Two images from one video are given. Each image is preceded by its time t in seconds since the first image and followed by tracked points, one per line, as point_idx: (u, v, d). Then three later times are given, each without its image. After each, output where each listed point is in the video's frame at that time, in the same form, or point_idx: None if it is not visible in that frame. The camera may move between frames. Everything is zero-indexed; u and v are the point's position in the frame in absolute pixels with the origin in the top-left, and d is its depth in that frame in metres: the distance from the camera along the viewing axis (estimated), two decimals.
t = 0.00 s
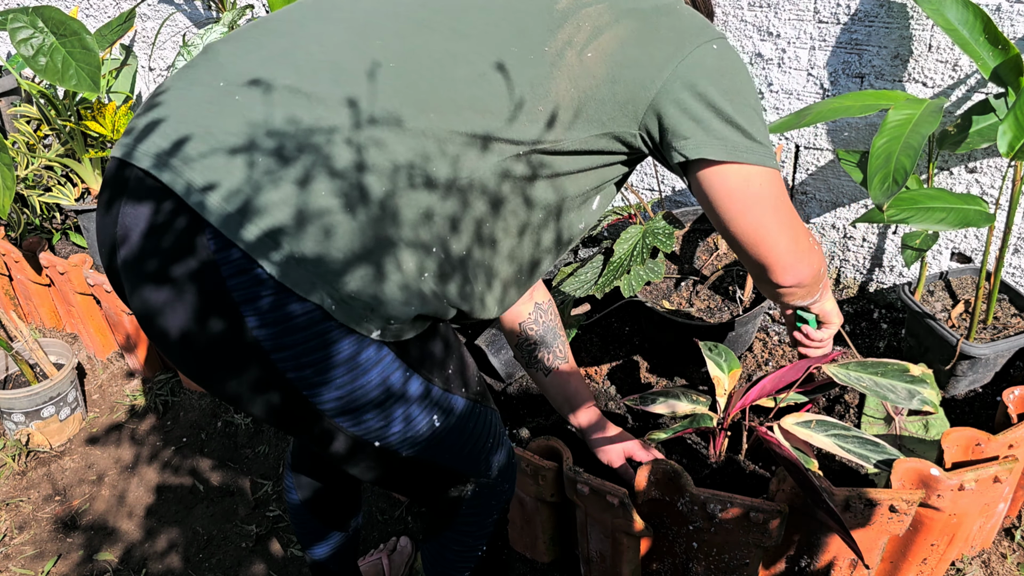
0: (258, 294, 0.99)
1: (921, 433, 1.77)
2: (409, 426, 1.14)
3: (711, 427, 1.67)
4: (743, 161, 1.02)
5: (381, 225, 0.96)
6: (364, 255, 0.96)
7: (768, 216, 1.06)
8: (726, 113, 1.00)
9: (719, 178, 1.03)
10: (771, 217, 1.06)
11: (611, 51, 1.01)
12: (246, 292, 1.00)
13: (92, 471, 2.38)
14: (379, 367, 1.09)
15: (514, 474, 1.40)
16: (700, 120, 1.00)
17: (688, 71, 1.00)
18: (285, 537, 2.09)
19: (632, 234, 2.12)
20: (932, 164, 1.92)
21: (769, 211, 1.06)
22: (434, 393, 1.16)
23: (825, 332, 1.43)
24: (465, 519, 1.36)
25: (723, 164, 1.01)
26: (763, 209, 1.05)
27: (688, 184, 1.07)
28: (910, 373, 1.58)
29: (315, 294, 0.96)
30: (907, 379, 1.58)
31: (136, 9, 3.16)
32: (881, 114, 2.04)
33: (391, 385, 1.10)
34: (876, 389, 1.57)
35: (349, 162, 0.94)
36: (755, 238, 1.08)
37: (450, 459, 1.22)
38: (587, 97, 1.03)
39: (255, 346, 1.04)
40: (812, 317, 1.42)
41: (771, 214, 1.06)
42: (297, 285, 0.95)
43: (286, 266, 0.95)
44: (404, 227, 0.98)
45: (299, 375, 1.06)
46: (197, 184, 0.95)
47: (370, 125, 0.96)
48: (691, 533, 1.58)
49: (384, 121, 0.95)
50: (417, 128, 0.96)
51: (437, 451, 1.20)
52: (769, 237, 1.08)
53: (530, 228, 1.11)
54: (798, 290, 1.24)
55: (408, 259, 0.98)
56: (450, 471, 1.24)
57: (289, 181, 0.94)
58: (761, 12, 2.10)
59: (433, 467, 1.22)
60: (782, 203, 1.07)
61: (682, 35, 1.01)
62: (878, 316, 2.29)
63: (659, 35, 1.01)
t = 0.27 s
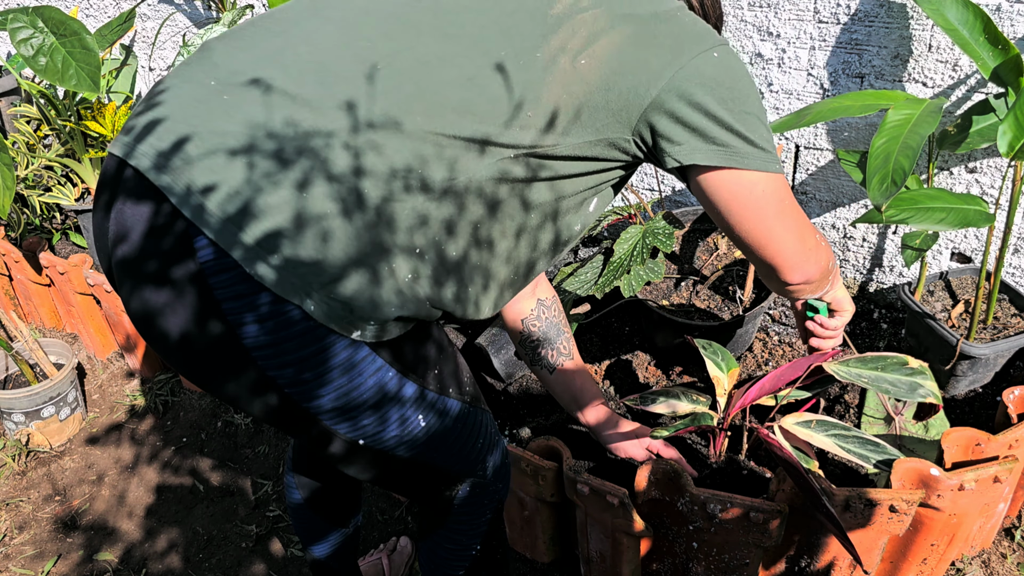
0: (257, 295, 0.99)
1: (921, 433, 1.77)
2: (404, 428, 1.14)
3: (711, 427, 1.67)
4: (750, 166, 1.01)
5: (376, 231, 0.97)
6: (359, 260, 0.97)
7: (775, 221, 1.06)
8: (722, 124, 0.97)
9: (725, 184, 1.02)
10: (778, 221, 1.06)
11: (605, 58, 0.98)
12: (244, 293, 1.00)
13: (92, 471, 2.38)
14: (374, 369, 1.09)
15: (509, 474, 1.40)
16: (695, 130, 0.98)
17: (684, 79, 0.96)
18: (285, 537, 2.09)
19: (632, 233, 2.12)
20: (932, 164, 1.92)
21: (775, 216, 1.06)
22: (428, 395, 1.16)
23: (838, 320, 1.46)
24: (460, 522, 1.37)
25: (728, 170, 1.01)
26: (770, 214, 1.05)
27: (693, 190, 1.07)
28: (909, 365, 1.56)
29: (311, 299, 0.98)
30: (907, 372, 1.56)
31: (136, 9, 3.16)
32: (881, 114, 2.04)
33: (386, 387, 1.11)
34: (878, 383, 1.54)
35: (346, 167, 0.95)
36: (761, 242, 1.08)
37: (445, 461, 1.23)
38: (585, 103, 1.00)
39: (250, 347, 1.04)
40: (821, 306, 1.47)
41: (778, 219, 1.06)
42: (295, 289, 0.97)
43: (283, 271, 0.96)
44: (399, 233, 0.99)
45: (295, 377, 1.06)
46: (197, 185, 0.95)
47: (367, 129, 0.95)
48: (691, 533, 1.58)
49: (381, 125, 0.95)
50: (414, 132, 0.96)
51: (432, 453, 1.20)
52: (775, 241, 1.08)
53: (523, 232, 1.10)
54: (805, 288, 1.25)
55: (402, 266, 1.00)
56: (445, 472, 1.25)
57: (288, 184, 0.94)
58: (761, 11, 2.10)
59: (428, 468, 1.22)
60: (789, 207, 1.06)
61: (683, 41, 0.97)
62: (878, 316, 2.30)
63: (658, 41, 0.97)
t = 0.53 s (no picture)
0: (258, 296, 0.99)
1: (921, 433, 1.77)
2: (403, 429, 1.15)
3: (707, 425, 1.67)
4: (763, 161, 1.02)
5: (375, 232, 0.97)
6: (358, 261, 0.97)
7: (791, 211, 1.07)
8: (733, 123, 0.98)
9: (740, 180, 1.03)
10: (792, 212, 1.07)
11: (607, 61, 0.97)
12: (244, 293, 1.00)
13: (92, 471, 2.38)
14: (372, 369, 1.09)
15: (508, 476, 1.40)
16: (703, 130, 0.98)
17: (690, 81, 0.96)
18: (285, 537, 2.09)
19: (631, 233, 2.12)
20: (932, 164, 1.92)
21: (789, 207, 1.07)
22: (428, 397, 1.16)
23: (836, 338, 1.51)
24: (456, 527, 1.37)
25: (742, 166, 1.02)
26: (786, 205, 1.06)
27: (707, 187, 1.07)
28: (887, 365, 1.55)
29: (311, 299, 0.97)
30: (887, 373, 1.55)
31: (136, 9, 3.16)
32: (881, 114, 2.04)
33: (386, 388, 1.11)
34: (858, 384, 1.53)
35: (346, 168, 0.95)
36: (778, 232, 1.10)
37: (446, 462, 1.23)
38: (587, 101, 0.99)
39: (248, 348, 1.04)
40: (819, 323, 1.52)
41: (794, 209, 1.07)
42: (295, 290, 0.97)
43: (283, 271, 0.96)
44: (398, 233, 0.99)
45: (294, 378, 1.06)
46: (197, 185, 0.95)
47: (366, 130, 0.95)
48: (691, 533, 1.58)
49: (381, 126, 0.95)
50: (413, 133, 0.96)
51: (433, 454, 1.20)
52: (791, 231, 1.09)
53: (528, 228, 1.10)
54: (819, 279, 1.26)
55: (401, 266, 0.99)
56: (444, 474, 1.25)
57: (287, 186, 0.95)
58: (761, 12, 2.10)
59: (427, 470, 1.22)
60: (802, 197, 1.07)
61: (686, 44, 0.97)
62: (878, 316, 2.30)
63: (661, 45, 0.97)
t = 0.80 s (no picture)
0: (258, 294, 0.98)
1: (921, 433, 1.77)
2: (404, 429, 1.15)
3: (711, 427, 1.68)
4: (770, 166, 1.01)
5: (377, 230, 0.97)
6: (359, 260, 0.97)
7: (801, 216, 1.05)
8: (744, 126, 0.97)
9: (747, 184, 1.02)
10: (802, 217, 1.06)
11: (609, 62, 0.98)
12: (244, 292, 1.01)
13: (92, 471, 2.38)
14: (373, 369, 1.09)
15: (508, 479, 1.40)
16: (711, 131, 0.98)
17: (697, 82, 0.96)
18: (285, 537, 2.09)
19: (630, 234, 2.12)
20: (932, 165, 1.92)
21: (798, 212, 1.05)
22: (429, 397, 1.17)
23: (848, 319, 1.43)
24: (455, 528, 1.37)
25: (749, 170, 1.01)
26: (796, 210, 1.05)
27: (716, 190, 1.07)
28: (908, 381, 1.57)
29: (312, 298, 0.97)
30: (905, 389, 1.56)
31: (136, 9, 3.16)
32: (881, 114, 2.04)
33: (387, 388, 1.11)
34: (873, 395, 1.55)
35: (347, 167, 0.95)
36: (788, 237, 1.08)
37: (446, 464, 1.22)
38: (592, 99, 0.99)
39: (249, 347, 1.04)
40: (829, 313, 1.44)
41: (803, 215, 1.06)
42: (296, 288, 0.97)
43: (284, 270, 0.96)
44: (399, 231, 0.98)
45: (295, 377, 1.06)
46: (197, 184, 0.97)
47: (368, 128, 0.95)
48: (691, 533, 1.58)
49: (382, 125, 0.95)
50: (415, 131, 0.95)
51: (434, 455, 1.20)
52: (801, 235, 1.08)
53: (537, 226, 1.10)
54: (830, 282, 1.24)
55: (402, 266, 1.00)
56: (444, 476, 1.25)
57: (288, 184, 0.95)
58: (762, 12, 2.10)
59: (428, 472, 1.22)
60: (812, 201, 1.06)
61: (691, 45, 0.97)
62: (878, 316, 2.30)
63: (665, 46, 0.97)
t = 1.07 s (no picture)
0: (258, 293, 0.98)
1: (921, 433, 1.77)
2: (404, 429, 1.15)
3: (711, 427, 1.68)
4: (756, 173, 1.01)
5: (378, 229, 0.97)
6: (360, 259, 0.97)
7: (779, 226, 1.06)
8: (733, 138, 0.98)
9: (732, 190, 1.03)
10: (780, 227, 1.07)
11: (605, 68, 0.97)
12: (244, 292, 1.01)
13: (92, 471, 2.38)
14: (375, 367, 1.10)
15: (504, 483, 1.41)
16: (703, 140, 0.98)
17: (692, 89, 0.96)
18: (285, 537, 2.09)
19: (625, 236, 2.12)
20: (932, 164, 1.92)
21: (778, 223, 1.06)
22: (429, 400, 1.18)
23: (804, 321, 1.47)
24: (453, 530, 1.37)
25: (735, 176, 1.01)
26: (774, 221, 1.06)
27: (699, 195, 1.07)
28: (897, 344, 1.61)
29: (312, 296, 0.97)
30: (895, 351, 1.60)
31: (136, 10, 3.16)
32: (881, 114, 2.04)
33: (389, 389, 1.12)
34: (869, 367, 1.58)
35: (348, 165, 0.94)
36: (764, 248, 1.09)
37: (444, 466, 1.23)
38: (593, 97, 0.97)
39: (250, 345, 1.04)
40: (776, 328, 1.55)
41: (781, 226, 1.07)
42: (297, 284, 0.97)
43: (285, 267, 0.96)
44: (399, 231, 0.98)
45: (298, 377, 1.06)
46: (196, 180, 0.97)
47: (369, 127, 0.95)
48: (691, 533, 1.58)
49: (383, 123, 0.95)
50: (415, 129, 0.95)
51: (432, 457, 1.20)
52: (777, 247, 1.09)
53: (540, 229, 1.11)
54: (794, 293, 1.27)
55: (403, 266, 0.99)
56: (441, 479, 1.25)
57: (288, 182, 0.95)
58: (761, 11, 2.10)
59: (425, 474, 1.22)
60: (790, 213, 1.07)
61: (686, 49, 0.97)
62: (878, 317, 2.30)
63: (660, 51, 0.96)
